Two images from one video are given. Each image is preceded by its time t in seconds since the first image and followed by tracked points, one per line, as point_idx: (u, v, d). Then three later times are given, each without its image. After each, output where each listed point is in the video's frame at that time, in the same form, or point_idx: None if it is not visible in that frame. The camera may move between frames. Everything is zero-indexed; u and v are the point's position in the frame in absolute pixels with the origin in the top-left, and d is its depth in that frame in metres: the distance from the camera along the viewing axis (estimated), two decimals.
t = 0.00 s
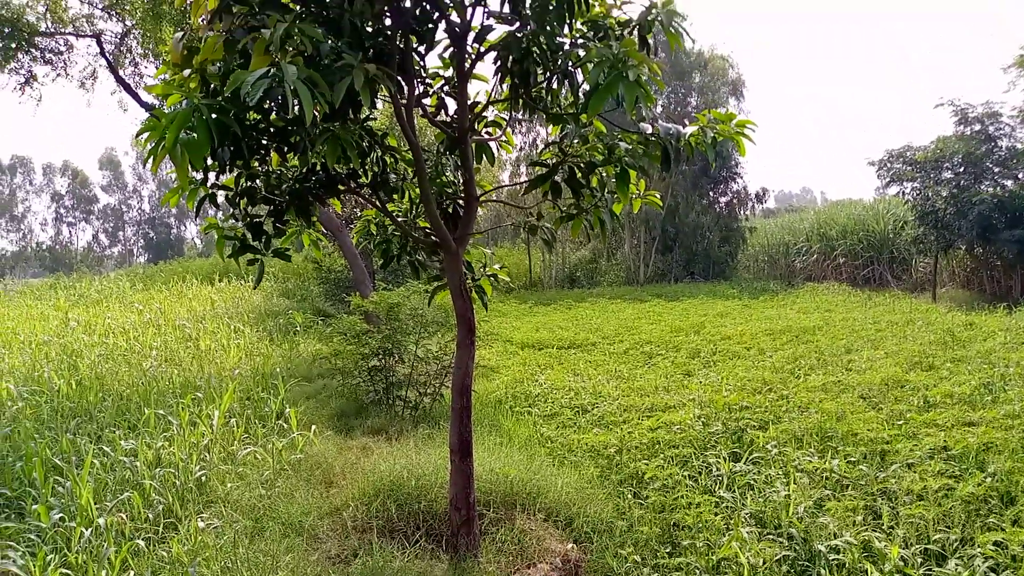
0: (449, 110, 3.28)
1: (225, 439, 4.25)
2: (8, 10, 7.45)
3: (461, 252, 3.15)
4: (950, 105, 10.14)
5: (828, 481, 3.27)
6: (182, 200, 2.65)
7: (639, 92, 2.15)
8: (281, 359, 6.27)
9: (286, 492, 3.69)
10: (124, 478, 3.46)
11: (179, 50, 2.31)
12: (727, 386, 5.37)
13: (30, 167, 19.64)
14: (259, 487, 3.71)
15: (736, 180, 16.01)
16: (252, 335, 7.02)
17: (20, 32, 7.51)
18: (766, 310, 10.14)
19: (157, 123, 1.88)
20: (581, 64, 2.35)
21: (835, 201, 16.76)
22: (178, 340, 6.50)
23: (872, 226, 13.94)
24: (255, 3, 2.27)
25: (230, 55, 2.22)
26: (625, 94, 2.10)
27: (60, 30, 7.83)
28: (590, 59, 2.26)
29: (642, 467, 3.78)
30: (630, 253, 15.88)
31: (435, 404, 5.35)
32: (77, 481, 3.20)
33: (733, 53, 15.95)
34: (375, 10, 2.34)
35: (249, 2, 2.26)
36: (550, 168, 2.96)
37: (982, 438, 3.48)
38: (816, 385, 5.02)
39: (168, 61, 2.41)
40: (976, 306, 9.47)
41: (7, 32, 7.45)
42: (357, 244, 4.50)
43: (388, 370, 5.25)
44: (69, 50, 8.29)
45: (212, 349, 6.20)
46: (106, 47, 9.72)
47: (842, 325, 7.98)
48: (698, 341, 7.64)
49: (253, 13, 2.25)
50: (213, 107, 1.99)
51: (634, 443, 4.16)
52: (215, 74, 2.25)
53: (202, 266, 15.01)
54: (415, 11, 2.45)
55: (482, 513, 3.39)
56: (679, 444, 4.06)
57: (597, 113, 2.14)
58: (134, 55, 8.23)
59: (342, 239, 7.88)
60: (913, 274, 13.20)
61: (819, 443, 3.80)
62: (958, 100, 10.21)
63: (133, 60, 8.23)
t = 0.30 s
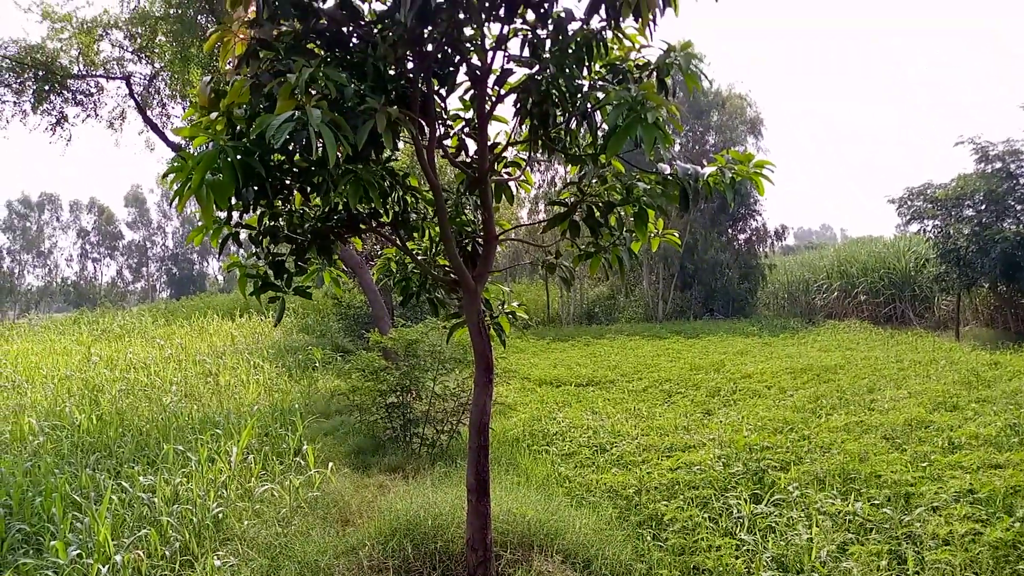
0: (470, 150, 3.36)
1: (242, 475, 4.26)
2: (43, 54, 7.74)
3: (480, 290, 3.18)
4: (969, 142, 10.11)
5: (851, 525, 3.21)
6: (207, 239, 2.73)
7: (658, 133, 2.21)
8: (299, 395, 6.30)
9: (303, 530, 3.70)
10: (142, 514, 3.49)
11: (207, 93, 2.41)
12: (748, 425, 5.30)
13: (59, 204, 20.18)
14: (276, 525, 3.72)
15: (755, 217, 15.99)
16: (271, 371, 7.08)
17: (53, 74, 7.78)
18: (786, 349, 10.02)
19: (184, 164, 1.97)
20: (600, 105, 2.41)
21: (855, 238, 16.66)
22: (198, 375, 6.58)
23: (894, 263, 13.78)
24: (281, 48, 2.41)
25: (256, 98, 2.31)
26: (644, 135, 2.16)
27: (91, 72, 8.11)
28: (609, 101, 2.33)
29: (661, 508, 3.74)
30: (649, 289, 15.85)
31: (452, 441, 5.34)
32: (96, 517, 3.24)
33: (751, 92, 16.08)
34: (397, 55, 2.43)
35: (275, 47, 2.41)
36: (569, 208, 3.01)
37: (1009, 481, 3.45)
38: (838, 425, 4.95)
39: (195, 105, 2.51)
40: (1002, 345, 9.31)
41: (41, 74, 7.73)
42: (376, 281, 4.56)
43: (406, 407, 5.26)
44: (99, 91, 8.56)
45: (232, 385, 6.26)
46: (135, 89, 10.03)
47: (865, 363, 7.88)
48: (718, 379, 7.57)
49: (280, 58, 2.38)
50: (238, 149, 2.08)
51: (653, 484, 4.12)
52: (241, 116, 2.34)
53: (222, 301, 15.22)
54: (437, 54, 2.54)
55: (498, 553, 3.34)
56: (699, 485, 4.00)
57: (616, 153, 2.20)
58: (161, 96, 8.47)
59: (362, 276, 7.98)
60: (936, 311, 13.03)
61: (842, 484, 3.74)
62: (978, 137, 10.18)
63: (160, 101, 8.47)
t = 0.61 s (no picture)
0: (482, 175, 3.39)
1: (248, 498, 4.24)
2: (61, 75, 7.89)
3: (490, 315, 3.19)
4: (985, 172, 10.06)
5: (866, 560, 3.15)
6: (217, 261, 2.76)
7: (671, 161, 2.24)
8: (307, 417, 6.29)
9: (308, 555, 3.67)
10: (147, 536, 3.47)
11: (222, 115, 2.47)
12: (761, 455, 5.23)
13: (74, 223, 20.45)
14: (281, 550, 3.69)
15: (768, 245, 15.91)
16: (280, 393, 7.08)
17: (71, 95, 7.92)
18: (799, 378, 9.92)
19: (198, 187, 2.02)
20: (613, 132, 2.45)
21: (869, 268, 16.56)
22: (206, 396, 6.58)
23: (909, 292, 13.76)
24: (296, 72, 2.49)
25: (270, 120, 2.38)
26: (657, 162, 2.19)
27: (108, 93, 8.25)
28: (622, 128, 2.36)
29: (671, 539, 3.68)
30: (660, 315, 15.78)
31: (460, 467, 5.31)
32: (101, 538, 3.23)
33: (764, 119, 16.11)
34: (411, 80, 2.48)
35: (291, 71, 2.50)
36: (580, 234, 3.01)
37: None
38: (852, 457, 4.88)
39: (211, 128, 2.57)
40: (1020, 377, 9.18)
41: (59, 95, 7.87)
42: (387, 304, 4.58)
43: (414, 432, 5.24)
44: (116, 112, 8.70)
45: (239, 407, 6.26)
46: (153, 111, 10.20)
47: (880, 394, 7.78)
48: (730, 408, 7.49)
49: (294, 82, 2.44)
50: (251, 172, 2.12)
51: (664, 514, 4.06)
52: (255, 139, 2.39)
53: (233, 322, 15.28)
54: (451, 80, 2.59)
55: None
56: (710, 516, 3.93)
57: (629, 180, 2.24)
58: (177, 117, 8.58)
59: (373, 298, 8.02)
60: (952, 343, 12.89)
61: (856, 518, 3.68)
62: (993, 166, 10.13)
63: (177, 123, 8.59)
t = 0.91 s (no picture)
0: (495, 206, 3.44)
1: (260, 529, 4.23)
2: (82, 107, 8.11)
3: (502, 345, 3.21)
4: (999, 199, 10.01)
5: None
6: (232, 292, 2.83)
7: (681, 193, 2.27)
8: (319, 447, 6.29)
9: None
10: (158, 566, 3.47)
11: (240, 148, 2.57)
12: (776, 488, 5.16)
13: (92, 251, 20.79)
14: None
15: (782, 273, 15.83)
16: (293, 422, 7.10)
17: (90, 127, 8.13)
18: (815, 408, 9.81)
19: (214, 220, 2.07)
20: (624, 165, 2.49)
21: (884, 296, 16.44)
22: (219, 425, 6.61)
23: (923, 321, 13.67)
24: (312, 106, 2.55)
25: (286, 153, 2.44)
26: (668, 194, 2.23)
27: (128, 125, 8.45)
28: (633, 160, 2.40)
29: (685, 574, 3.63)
30: (674, 344, 15.70)
31: (472, 498, 5.28)
32: (112, 570, 3.24)
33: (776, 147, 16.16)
34: (424, 113, 2.54)
35: (307, 105, 2.55)
36: (592, 264, 3.03)
37: None
38: (869, 489, 4.81)
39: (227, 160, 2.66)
40: None
41: (80, 127, 8.08)
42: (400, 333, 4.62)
43: (426, 462, 5.22)
44: (135, 143, 8.90)
45: (252, 436, 6.29)
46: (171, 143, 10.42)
47: (896, 424, 7.67)
48: (744, 438, 7.42)
49: (309, 115, 2.51)
50: (266, 205, 2.18)
51: (678, 548, 4.01)
52: (271, 172, 2.45)
53: (247, 350, 15.37)
54: (463, 113, 2.65)
55: None
56: (725, 551, 3.88)
57: (640, 211, 2.27)
58: (194, 148, 8.75)
59: (386, 327, 8.07)
60: (970, 373, 12.72)
61: (874, 553, 3.62)
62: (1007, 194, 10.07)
63: (194, 154, 8.74)
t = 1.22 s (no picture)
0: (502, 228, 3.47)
1: (266, 551, 4.21)
2: (94, 131, 8.24)
3: (509, 368, 3.22)
4: (1006, 220, 9.99)
5: None
6: (240, 314, 2.89)
7: (688, 217, 2.29)
8: (326, 469, 6.28)
9: None
10: None
11: (249, 173, 2.63)
12: (785, 511, 5.11)
13: (101, 272, 20.96)
14: None
15: (789, 294, 15.78)
16: (300, 444, 7.10)
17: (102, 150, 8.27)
18: (824, 430, 9.73)
19: (223, 244, 2.11)
20: (631, 188, 2.52)
21: (893, 316, 16.35)
22: (226, 447, 6.62)
23: (933, 342, 13.54)
24: (321, 131, 2.60)
25: (295, 179, 2.48)
26: (675, 218, 2.26)
27: (139, 148, 8.57)
28: (639, 185, 2.43)
29: None
30: (682, 365, 15.64)
31: (478, 521, 5.26)
32: None
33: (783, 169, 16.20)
34: (432, 138, 2.58)
35: (316, 130, 2.60)
36: (599, 286, 3.05)
37: None
38: (880, 512, 4.76)
39: (237, 185, 2.73)
40: None
41: (91, 150, 8.21)
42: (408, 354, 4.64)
43: (432, 484, 5.21)
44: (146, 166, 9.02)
45: (259, 457, 6.30)
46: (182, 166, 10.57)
47: (907, 447, 7.59)
48: (753, 460, 7.37)
49: (318, 141, 2.56)
50: (275, 229, 2.22)
51: (687, 571, 3.98)
52: (280, 197, 2.49)
53: (254, 371, 15.40)
54: (471, 138, 2.69)
55: None
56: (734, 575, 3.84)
57: (647, 235, 2.30)
58: (205, 170, 8.85)
59: (393, 348, 8.09)
60: (981, 394, 12.61)
61: None
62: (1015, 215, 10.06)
63: (205, 176, 8.84)
